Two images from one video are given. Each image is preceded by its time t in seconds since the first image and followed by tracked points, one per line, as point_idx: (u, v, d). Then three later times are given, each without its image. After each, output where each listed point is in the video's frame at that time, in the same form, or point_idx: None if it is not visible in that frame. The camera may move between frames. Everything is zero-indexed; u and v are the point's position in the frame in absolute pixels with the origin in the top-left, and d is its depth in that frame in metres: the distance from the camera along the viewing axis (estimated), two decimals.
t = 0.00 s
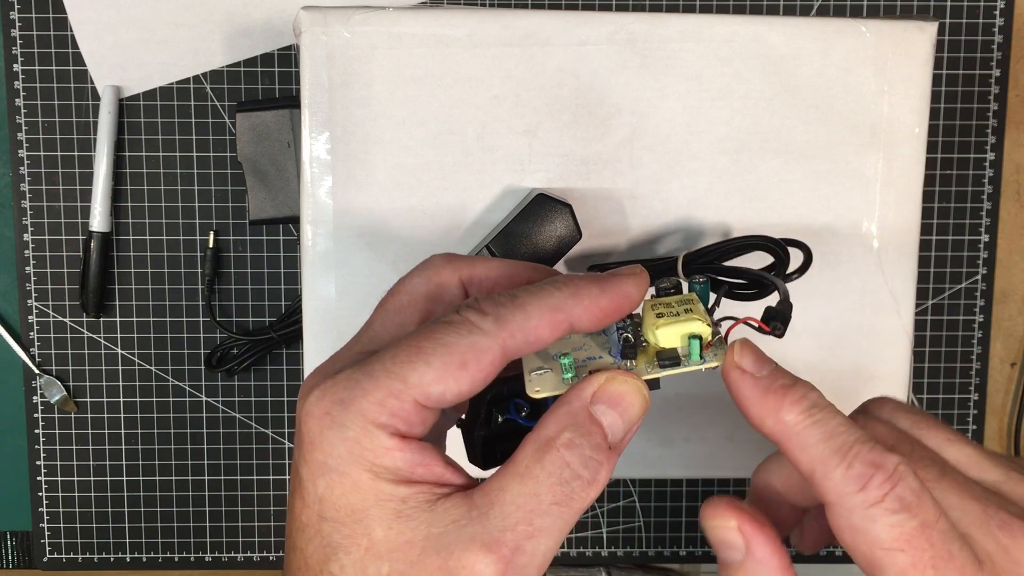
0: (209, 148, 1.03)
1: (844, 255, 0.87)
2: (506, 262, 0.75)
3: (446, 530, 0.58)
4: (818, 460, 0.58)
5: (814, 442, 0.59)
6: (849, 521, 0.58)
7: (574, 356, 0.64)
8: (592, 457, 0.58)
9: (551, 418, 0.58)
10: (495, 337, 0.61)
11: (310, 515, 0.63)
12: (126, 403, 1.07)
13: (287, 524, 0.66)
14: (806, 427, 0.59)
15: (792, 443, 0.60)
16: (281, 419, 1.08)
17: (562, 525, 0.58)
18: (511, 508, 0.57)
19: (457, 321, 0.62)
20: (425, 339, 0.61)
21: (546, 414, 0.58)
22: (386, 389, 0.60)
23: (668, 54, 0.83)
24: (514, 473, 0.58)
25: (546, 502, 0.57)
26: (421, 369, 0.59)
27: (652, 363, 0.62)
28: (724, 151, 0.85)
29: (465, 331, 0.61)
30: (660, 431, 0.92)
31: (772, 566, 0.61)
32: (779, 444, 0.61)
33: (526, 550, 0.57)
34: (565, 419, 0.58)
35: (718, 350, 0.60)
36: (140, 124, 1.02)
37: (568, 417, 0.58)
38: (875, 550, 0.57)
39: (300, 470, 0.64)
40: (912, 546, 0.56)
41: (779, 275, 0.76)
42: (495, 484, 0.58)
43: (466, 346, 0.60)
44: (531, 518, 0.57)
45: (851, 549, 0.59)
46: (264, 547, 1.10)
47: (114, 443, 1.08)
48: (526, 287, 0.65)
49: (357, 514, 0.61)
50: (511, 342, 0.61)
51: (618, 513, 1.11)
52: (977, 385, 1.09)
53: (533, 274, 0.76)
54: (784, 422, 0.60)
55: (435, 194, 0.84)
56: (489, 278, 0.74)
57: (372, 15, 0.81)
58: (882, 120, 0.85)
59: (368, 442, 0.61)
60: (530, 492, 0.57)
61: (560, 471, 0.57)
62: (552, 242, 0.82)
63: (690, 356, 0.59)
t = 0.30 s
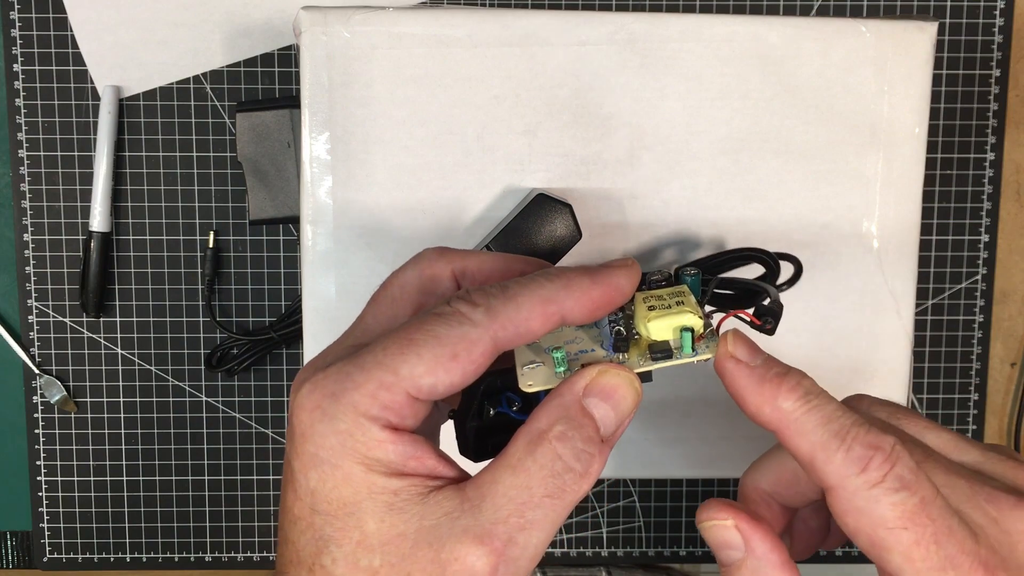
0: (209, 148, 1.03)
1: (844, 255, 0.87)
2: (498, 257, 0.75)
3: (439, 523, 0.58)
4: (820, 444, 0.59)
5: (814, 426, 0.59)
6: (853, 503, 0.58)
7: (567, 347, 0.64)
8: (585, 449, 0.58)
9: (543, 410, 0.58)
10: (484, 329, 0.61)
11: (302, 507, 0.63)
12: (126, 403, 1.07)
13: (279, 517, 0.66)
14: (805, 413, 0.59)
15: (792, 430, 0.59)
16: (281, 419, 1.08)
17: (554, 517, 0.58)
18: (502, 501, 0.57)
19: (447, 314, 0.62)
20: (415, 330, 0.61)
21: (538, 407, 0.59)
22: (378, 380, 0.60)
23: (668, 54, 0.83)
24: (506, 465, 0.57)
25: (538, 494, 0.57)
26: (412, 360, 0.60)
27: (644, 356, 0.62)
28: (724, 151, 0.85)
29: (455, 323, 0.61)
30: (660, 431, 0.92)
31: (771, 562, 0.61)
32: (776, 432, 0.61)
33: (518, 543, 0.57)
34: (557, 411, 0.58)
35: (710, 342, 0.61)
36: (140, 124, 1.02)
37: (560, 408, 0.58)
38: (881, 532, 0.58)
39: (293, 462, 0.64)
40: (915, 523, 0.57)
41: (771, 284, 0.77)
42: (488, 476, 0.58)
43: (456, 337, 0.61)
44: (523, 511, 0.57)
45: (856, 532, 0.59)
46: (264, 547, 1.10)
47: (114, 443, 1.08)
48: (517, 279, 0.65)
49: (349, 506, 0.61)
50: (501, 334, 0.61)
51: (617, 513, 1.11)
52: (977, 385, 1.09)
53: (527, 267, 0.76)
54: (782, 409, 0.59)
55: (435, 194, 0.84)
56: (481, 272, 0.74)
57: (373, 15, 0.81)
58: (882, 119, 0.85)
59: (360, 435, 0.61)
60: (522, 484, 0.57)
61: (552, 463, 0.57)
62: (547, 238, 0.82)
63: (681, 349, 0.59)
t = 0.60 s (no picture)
0: (209, 148, 1.03)
1: (844, 255, 0.87)
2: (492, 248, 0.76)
3: (442, 521, 0.58)
4: (818, 443, 0.59)
5: (812, 425, 0.59)
6: (849, 501, 0.59)
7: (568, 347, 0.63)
8: (588, 448, 0.58)
9: (546, 410, 0.58)
10: (475, 307, 0.64)
11: (305, 506, 0.63)
12: (126, 403, 1.07)
13: (280, 517, 0.66)
14: (804, 412, 0.59)
15: (790, 428, 0.60)
16: (282, 419, 1.08)
17: (557, 516, 0.58)
18: (506, 500, 0.57)
19: (437, 297, 0.64)
20: (407, 319, 0.63)
21: (540, 407, 0.58)
22: (374, 371, 0.61)
23: (668, 54, 0.83)
24: (509, 465, 0.57)
25: (542, 493, 0.57)
26: (405, 347, 0.61)
27: (644, 355, 0.61)
28: (724, 151, 0.85)
29: (445, 305, 0.64)
30: (660, 430, 0.92)
31: (763, 565, 0.62)
32: (774, 430, 0.61)
33: (521, 542, 0.57)
34: (559, 411, 0.58)
35: (711, 340, 0.59)
36: (140, 124, 1.02)
37: (562, 408, 0.58)
38: (873, 530, 0.59)
39: (295, 462, 0.64)
40: (910, 522, 0.58)
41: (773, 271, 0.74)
42: (491, 476, 0.58)
43: (447, 318, 0.63)
44: (526, 510, 0.57)
45: (849, 530, 0.60)
46: (264, 547, 1.10)
47: (114, 443, 1.08)
48: (500, 259, 0.68)
49: (353, 504, 0.61)
50: (491, 309, 0.65)
51: (617, 513, 1.11)
52: (977, 385, 1.09)
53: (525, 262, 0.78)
54: (781, 407, 0.60)
55: (435, 195, 0.84)
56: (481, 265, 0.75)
57: (373, 15, 0.81)
58: (882, 120, 0.85)
59: (362, 430, 0.61)
60: (526, 483, 0.57)
61: (555, 462, 0.57)
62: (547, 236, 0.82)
63: (681, 349, 0.58)
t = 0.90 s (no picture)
0: (209, 148, 1.03)
1: (844, 255, 0.87)
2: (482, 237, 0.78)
3: (443, 520, 0.58)
4: (820, 441, 0.59)
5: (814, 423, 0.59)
6: (853, 500, 0.59)
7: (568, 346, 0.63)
8: (591, 447, 0.58)
9: (548, 409, 0.58)
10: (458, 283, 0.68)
11: (306, 505, 0.63)
12: (126, 403, 1.07)
13: (282, 517, 0.66)
14: (805, 410, 0.59)
15: (792, 428, 0.60)
16: (281, 419, 1.08)
17: (559, 515, 0.58)
18: (507, 500, 0.57)
19: (418, 277, 0.68)
20: (392, 304, 0.65)
21: (542, 406, 0.58)
22: (365, 359, 0.62)
23: (668, 54, 0.83)
24: (511, 464, 0.57)
25: (544, 492, 0.57)
26: (393, 330, 0.63)
27: (644, 356, 0.61)
28: (724, 151, 0.85)
29: (426, 284, 0.67)
30: (660, 430, 0.92)
31: (768, 561, 0.63)
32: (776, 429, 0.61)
33: (522, 541, 0.57)
34: (561, 410, 0.58)
35: (710, 343, 0.59)
36: (140, 124, 1.02)
37: (564, 407, 0.58)
38: (878, 527, 0.58)
39: (295, 461, 0.64)
40: (914, 518, 0.58)
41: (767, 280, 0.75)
42: (493, 474, 0.58)
43: (429, 295, 0.66)
44: (528, 510, 0.57)
45: (854, 528, 0.60)
46: (264, 547, 1.10)
47: (114, 443, 1.08)
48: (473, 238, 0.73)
49: (355, 501, 0.61)
50: (470, 281, 0.69)
51: (617, 513, 1.11)
52: (977, 385, 1.09)
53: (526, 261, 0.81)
54: (782, 407, 0.60)
55: (436, 194, 0.84)
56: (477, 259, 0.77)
57: (372, 15, 0.81)
58: (882, 119, 0.85)
59: (362, 424, 0.61)
60: (528, 483, 0.57)
61: (558, 462, 0.57)
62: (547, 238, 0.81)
63: (681, 350, 0.58)
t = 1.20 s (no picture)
0: (209, 148, 1.03)
1: (844, 254, 0.87)
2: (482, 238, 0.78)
3: (452, 531, 0.58)
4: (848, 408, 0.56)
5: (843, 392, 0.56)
6: (887, 466, 0.55)
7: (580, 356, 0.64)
8: (602, 461, 0.57)
9: (560, 422, 0.58)
10: (458, 283, 0.68)
11: (315, 513, 0.63)
12: (126, 403, 1.07)
13: (290, 524, 0.66)
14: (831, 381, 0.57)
15: (820, 398, 0.57)
16: (281, 419, 1.08)
17: (569, 529, 0.57)
18: (518, 512, 0.56)
19: (418, 278, 0.68)
20: (395, 306, 0.66)
21: (554, 419, 0.58)
22: (373, 364, 0.63)
23: (668, 54, 0.83)
24: (522, 476, 0.57)
25: (554, 506, 0.56)
26: (399, 334, 0.64)
27: (658, 370, 0.61)
28: (724, 151, 0.85)
29: (428, 284, 0.67)
30: (661, 431, 0.92)
31: (814, 511, 0.59)
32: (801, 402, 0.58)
33: (532, 555, 0.56)
34: (572, 423, 0.57)
35: (724, 359, 0.60)
36: (140, 124, 1.02)
37: (576, 420, 0.58)
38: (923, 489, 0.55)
39: (305, 469, 0.64)
40: (953, 485, 0.54)
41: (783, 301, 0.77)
42: (504, 486, 0.58)
43: (432, 296, 0.66)
44: (538, 523, 0.56)
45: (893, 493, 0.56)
46: (264, 547, 1.10)
47: (114, 443, 1.08)
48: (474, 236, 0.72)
49: (364, 510, 0.61)
50: (472, 280, 0.69)
51: (618, 513, 1.11)
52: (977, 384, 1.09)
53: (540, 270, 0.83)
54: (804, 382, 0.57)
55: (436, 194, 0.84)
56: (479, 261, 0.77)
57: (372, 15, 0.81)
58: (882, 119, 0.85)
59: (372, 432, 0.62)
60: (538, 496, 0.57)
61: (569, 475, 0.57)
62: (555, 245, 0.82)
63: (696, 365, 0.57)
